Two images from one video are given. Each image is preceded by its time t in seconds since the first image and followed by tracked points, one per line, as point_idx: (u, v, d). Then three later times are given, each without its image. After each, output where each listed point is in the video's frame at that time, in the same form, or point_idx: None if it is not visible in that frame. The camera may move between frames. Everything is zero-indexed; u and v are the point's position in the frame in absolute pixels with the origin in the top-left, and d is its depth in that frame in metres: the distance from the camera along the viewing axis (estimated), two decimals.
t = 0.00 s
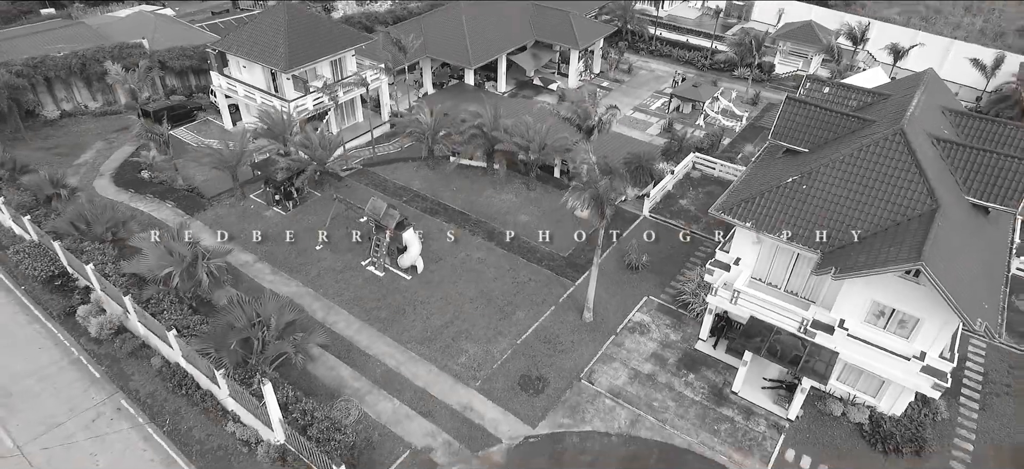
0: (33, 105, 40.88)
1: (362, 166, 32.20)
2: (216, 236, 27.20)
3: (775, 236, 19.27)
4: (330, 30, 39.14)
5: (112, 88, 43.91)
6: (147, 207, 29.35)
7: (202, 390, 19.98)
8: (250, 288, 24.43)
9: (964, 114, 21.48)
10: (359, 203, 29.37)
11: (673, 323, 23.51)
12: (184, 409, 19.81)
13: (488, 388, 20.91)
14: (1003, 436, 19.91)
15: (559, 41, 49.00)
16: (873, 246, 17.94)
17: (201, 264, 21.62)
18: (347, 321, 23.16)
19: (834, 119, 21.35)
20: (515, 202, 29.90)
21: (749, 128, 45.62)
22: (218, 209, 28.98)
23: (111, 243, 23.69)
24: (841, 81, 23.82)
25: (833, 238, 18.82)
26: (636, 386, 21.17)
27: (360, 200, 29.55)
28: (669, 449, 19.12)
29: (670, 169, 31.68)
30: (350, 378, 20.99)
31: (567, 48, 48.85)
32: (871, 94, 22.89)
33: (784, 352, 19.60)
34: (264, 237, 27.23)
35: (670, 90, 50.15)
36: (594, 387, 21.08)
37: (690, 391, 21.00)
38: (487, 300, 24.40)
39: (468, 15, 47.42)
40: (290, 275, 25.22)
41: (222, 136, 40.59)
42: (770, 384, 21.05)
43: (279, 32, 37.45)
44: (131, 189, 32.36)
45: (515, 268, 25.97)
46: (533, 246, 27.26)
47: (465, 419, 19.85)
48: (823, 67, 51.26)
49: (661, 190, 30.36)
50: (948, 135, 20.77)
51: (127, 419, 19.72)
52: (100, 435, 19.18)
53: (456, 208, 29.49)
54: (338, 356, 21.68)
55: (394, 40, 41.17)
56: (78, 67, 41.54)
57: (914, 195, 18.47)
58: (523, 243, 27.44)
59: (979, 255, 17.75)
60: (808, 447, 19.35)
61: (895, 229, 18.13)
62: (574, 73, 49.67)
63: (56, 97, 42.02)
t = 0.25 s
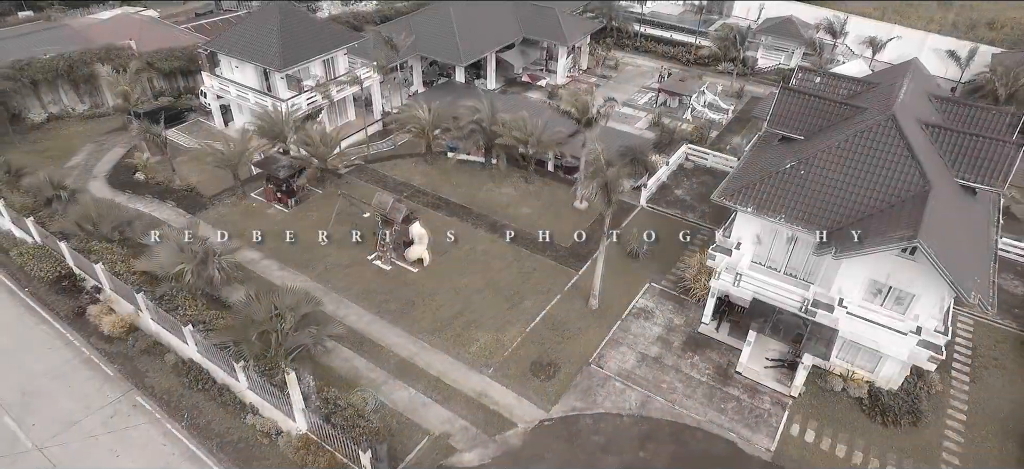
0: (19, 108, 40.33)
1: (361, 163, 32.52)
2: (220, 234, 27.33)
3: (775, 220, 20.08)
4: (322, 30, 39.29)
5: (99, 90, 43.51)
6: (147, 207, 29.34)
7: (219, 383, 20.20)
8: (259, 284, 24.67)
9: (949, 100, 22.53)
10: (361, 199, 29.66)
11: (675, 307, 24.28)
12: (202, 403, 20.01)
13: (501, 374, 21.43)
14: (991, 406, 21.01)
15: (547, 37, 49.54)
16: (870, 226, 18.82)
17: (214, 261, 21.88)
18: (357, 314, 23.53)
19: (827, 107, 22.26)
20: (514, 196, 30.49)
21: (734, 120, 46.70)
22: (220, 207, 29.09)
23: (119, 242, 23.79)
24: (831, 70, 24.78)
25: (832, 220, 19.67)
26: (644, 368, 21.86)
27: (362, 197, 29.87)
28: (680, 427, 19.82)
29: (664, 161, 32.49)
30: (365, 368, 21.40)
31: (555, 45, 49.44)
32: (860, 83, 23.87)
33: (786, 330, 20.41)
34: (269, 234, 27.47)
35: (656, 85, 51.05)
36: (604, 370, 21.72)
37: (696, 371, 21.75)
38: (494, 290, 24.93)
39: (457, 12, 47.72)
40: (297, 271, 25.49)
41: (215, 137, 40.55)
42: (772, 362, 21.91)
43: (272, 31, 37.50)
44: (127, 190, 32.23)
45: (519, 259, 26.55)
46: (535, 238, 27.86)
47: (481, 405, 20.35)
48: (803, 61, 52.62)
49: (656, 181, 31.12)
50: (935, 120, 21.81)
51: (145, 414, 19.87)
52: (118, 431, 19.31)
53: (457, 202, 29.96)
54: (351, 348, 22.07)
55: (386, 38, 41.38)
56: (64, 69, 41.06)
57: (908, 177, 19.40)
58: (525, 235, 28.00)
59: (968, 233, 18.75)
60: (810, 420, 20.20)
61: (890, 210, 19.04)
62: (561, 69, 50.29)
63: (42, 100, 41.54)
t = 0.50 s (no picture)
0: (6, 117, 39.90)
1: (360, 165, 32.82)
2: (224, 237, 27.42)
3: (776, 210, 20.79)
4: (315, 34, 39.50)
5: (87, 97, 43.11)
6: (147, 212, 29.32)
7: (235, 383, 20.31)
8: (267, 284, 24.79)
9: (934, 92, 23.61)
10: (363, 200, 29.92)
11: (678, 298, 24.95)
12: (219, 403, 20.14)
13: (513, 367, 21.87)
14: (983, 385, 21.92)
15: (535, 39, 50.16)
16: (867, 213, 19.61)
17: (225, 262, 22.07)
18: (367, 311, 23.81)
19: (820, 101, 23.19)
20: (514, 194, 31.02)
21: (720, 118, 47.73)
22: (222, 211, 29.18)
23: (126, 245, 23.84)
24: (820, 67, 25.79)
25: (829, 207, 20.45)
26: (651, 357, 22.47)
27: (363, 198, 30.13)
28: (689, 412, 20.44)
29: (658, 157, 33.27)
30: (379, 364, 21.66)
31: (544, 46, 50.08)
32: (848, 78, 24.89)
33: (789, 315, 21.10)
34: (273, 235, 27.63)
35: (642, 85, 52.00)
36: (613, 360, 22.28)
37: (702, 358, 22.40)
38: (500, 285, 25.37)
39: (447, 15, 48.16)
40: (305, 271, 25.69)
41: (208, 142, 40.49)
42: (774, 348, 22.65)
43: (265, 36, 37.63)
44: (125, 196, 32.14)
45: (523, 255, 27.07)
46: (537, 234, 28.39)
47: (495, 396, 20.75)
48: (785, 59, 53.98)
49: (651, 177, 31.85)
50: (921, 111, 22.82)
51: (161, 415, 19.95)
52: (135, 432, 19.35)
53: (457, 201, 30.38)
54: (364, 345, 22.33)
55: (378, 41, 41.70)
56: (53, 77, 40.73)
57: (900, 166, 20.28)
58: (527, 231, 28.51)
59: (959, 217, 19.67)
60: (814, 402, 20.94)
61: (885, 197, 19.86)
62: (550, 70, 50.96)
63: (30, 108, 41.06)
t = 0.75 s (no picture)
0: None
1: (357, 172, 32.98)
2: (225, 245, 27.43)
3: (774, 210, 21.26)
4: (308, 43, 39.67)
5: (78, 108, 42.84)
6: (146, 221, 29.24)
7: (242, 389, 20.31)
8: (270, 291, 24.83)
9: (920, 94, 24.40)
10: (362, 207, 30.07)
11: (678, 298, 25.35)
12: (227, 410, 20.15)
13: (518, 368, 22.10)
14: (976, 377, 22.49)
15: (526, 46, 50.65)
16: (862, 211, 20.15)
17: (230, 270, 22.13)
18: (371, 317, 23.94)
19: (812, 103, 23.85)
20: (512, 199, 31.34)
21: (710, 123, 48.47)
22: (222, 219, 29.19)
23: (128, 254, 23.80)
24: (810, 71, 26.51)
25: (824, 206, 20.97)
26: (653, 356, 22.81)
27: (362, 204, 30.27)
28: (693, 409, 20.79)
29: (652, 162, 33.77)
30: (385, 368, 21.78)
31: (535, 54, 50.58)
32: (838, 82, 25.63)
33: (788, 312, 21.56)
34: (273, 243, 27.68)
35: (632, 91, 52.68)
36: (616, 360, 22.59)
37: (703, 357, 22.78)
38: (502, 289, 25.61)
39: (438, 24, 48.53)
40: (307, 277, 25.76)
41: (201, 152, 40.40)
42: (773, 345, 23.10)
43: (259, 46, 37.73)
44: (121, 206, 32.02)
45: (523, 258, 27.35)
46: (537, 238, 28.69)
47: (502, 398, 20.96)
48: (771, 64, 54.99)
49: (646, 181, 32.31)
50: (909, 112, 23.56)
51: (169, 423, 19.91)
52: (142, 440, 19.30)
53: (456, 207, 30.62)
54: (369, 349, 22.45)
55: (371, 50, 41.91)
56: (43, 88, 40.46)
57: (891, 165, 20.88)
58: (526, 235, 28.80)
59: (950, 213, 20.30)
60: (814, 397, 21.37)
61: (879, 195, 20.43)
62: (541, 77, 51.44)
63: (20, 119, 40.72)
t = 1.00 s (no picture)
0: None
1: (354, 179, 33.08)
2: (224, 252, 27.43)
3: (770, 209, 21.65)
4: (302, 51, 39.75)
5: (68, 118, 42.53)
6: (143, 229, 29.16)
7: (247, 395, 20.32)
8: (271, 297, 24.85)
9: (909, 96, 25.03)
10: (360, 213, 30.17)
11: (676, 299, 25.69)
12: (232, 416, 20.14)
13: (521, 370, 22.27)
14: (969, 372, 22.95)
15: (518, 53, 51.03)
16: (857, 209, 20.59)
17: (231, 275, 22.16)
18: (373, 321, 24.03)
19: (804, 106, 24.38)
20: (509, 203, 31.58)
21: (700, 126, 49.05)
22: (220, 227, 29.19)
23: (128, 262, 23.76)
24: (801, 74, 27.09)
25: (819, 205, 21.40)
26: (654, 356, 23.08)
27: (359, 210, 30.37)
28: (695, 407, 21.06)
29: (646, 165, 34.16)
30: (389, 372, 21.87)
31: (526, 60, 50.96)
32: (828, 84, 26.22)
33: (786, 310, 21.92)
34: (272, 249, 27.70)
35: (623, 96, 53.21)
36: (618, 360, 22.84)
37: (703, 356, 23.09)
38: (503, 292, 25.82)
39: (431, 31, 48.80)
40: (308, 283, 25.82)
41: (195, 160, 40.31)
42: (771, 343, 23.48)
43: (253, 53, 37.78)
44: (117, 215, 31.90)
45: (521, 261, 27.57)
46: (535, 241, 28.93)
47: (506, 399, 21.12)
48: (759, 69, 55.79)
49: (642, 184, 32.67)
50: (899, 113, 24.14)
51: (173, 430, 19.87)
52: (147, 448, 19.23)
53: (454, 212, 30.81)
54: (373, 354, 22.53)
55: (365, 57, 42.05)
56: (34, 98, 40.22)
57: (884, 165, 21.37)
58: (524, 239, 29.05)
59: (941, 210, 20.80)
60: (813, 394, 21.72)
61: (872, 193, 20.89)
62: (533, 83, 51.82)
63: (10, 130, 40.38)
